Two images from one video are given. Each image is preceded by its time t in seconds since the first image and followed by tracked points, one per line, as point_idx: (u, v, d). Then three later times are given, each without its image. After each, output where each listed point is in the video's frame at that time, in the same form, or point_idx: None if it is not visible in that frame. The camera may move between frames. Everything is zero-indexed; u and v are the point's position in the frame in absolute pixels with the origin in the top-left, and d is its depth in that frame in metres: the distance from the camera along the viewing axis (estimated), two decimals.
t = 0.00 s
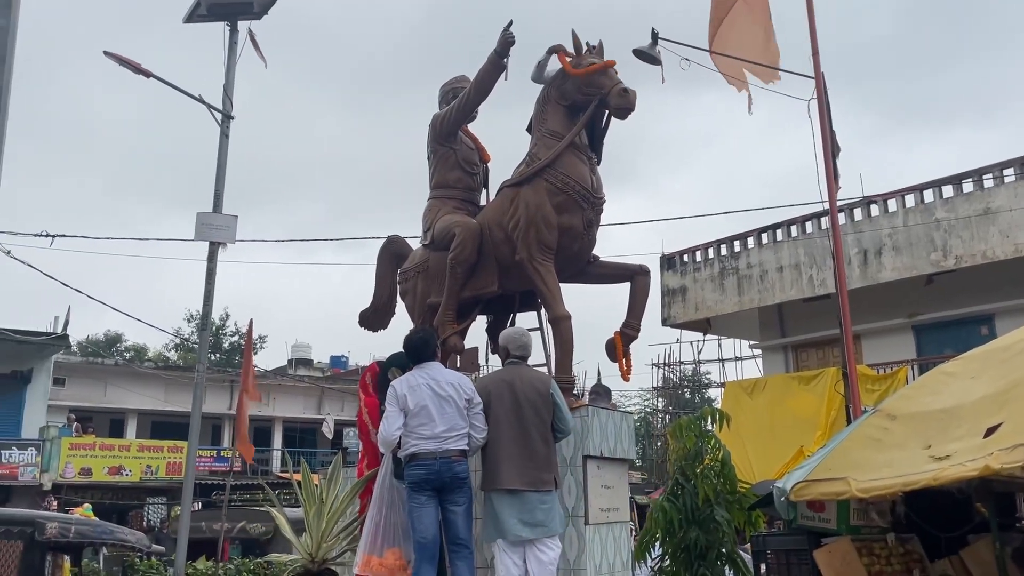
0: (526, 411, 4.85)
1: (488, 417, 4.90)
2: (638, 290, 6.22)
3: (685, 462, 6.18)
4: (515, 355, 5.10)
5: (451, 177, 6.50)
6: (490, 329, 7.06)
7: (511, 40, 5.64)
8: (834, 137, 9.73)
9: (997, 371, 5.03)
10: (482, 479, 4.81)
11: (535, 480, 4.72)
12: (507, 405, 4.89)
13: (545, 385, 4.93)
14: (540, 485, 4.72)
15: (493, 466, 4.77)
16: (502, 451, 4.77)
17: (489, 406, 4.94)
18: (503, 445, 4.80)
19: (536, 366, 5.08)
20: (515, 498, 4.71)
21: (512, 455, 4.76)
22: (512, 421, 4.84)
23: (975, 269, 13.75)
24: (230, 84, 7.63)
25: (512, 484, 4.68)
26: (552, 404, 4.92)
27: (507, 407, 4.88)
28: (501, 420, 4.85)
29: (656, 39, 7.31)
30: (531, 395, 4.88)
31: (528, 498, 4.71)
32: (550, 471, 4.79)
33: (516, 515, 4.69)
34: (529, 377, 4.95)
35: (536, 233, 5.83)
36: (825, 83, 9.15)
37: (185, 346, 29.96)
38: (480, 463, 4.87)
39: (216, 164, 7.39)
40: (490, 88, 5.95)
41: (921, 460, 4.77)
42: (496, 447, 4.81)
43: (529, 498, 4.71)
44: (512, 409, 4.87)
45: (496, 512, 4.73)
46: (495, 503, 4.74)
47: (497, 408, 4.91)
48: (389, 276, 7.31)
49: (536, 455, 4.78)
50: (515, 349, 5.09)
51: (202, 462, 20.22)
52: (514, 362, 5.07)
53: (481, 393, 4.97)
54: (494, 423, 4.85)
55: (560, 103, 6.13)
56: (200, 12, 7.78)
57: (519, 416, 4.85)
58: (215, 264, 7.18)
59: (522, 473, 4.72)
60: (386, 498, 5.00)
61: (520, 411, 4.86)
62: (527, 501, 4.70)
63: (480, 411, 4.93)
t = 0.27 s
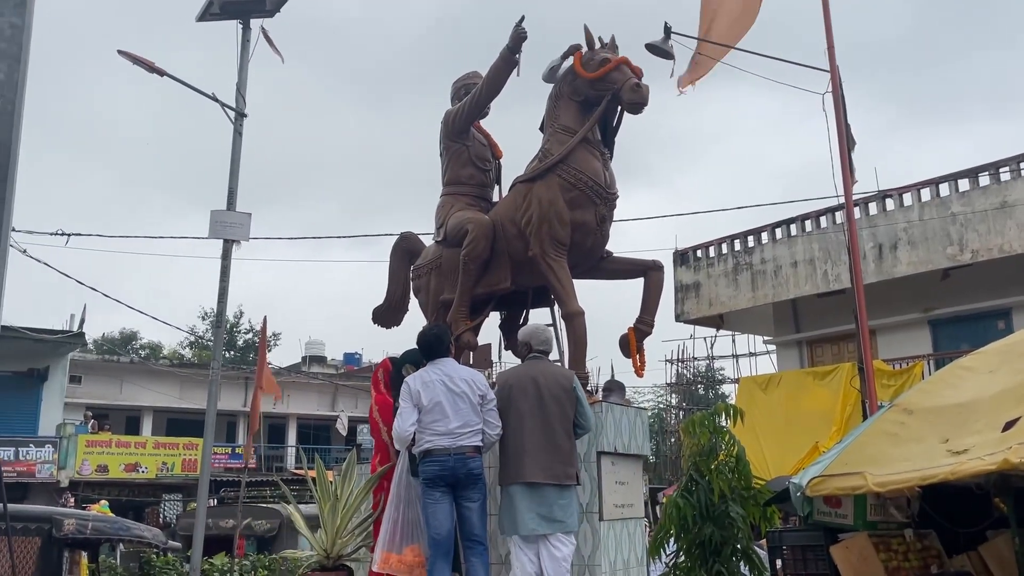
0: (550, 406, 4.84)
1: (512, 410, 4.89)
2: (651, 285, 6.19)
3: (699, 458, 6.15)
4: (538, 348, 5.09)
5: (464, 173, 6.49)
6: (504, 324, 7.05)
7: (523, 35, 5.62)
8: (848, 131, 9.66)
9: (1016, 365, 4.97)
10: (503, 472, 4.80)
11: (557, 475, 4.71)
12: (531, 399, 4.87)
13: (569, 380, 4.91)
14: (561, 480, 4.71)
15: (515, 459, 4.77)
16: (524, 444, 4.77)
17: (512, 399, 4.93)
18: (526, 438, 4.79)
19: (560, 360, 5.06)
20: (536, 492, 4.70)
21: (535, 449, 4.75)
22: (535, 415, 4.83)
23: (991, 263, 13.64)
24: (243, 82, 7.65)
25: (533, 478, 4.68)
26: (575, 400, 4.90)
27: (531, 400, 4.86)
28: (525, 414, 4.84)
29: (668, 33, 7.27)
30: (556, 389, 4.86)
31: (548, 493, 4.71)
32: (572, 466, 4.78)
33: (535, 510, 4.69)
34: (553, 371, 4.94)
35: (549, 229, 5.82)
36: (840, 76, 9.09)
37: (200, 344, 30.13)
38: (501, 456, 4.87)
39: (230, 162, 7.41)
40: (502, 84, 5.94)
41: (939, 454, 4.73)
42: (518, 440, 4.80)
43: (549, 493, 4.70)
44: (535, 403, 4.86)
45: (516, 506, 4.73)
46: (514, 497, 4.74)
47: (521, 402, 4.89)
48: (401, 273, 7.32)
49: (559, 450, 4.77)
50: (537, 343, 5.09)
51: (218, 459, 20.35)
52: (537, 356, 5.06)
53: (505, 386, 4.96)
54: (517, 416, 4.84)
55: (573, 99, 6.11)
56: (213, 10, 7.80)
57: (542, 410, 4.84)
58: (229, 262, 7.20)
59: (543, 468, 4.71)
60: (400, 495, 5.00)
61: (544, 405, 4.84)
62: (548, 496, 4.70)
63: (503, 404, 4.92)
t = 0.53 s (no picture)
0: (566, 402, 4.85)
1: (528, 405, 4.88)
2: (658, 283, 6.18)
3: (707, 456, 6.13)
4: (553, 346, 5.09)
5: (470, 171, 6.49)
6: (511, 322, 7.05)
7: (530, 33, 5.62)
8: (857, 128, 9.63)
9: None
10: (516, 466, 4.77)
11: (572, 471, 4.72)
12: (546, 394, 4.87)
13: (585, 378, 4.93)
14: (576, 477, 4.72)
15: (530, 454, 4.75)
16: (541, 439, 4.75)
17: (527, 394, 4.92)
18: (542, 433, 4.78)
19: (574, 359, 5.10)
20: (549, 488, 4.70)
21: (550, 445, 4.74)
22: (551, 411, 4.83)
23: (1001, 259, 13.58)
24: (251, 80, 7.66)
25: (549, 473, 4.67)
26: (590, 398, 4.93)
27: (547, 397, 4.86)
28: (540, 409, 4.83)
29: (676, 30, 7.25)
30: (572, 386, 4.88)
31: (562, 489, 4.70)
32: (585, 464, 4.80)
33: (549, 506, 4.67)
34: (569, 369, 4.95)
35: (556, 226, 5.81)
36: (848, 73, 9.06)
37: (208, 342, 30.23)
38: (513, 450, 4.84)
39: (238, 160, 7.42)
40: (509, 81, 5.93)
41: (948, 451, 4.71)
42: (534, 435, 4.78)
43: (562, 489, 4.71)
44: (551, 399, 4.85)
45: (529, 501, 4.70)
46: (527, 492, 4.71)
47: (536, 397, 4.88)
48: (408, 271, 7.33)
49: (574, 447, 4.78)
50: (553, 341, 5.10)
51: (226, 456, 20.41)
52: (553, 353, 5.06)
53: (521, 380, 4.94)
54: (532, 410, 4.83)
55: (580, 96, 6.10)
56: (220, 8, 7.80)
57: (558, 406, 4.84)
58: (237, 259, 7.21)
59: (558, 463, 4.71)
60: (408, 493, 5.00)
61: (560, 402, 4.84)
62: (561, 492, 4.70)
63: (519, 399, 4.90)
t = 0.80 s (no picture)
0: (571, 401, 4.85)
1: (532, 404, 4.85)
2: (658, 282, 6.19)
3: (707, 455, 6.13)
4: (556, 345, 5.07)
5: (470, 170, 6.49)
6: (510, 321, 7.05)
7: (530, 31, 5.62)
8: (857, 127, 9.63)
9: None
10: (522, 465, 4.75)
11: (577, 470, 4.73)
12: (551, 393, 4.86)
13: (590, 378, 4.95)
14: (582, 477, 4.73)
15: (535, 453, 4.73)
16: (547, 438, 4.74)
17: (532, 392, 4.90)
18: (548, 432, 4.77)
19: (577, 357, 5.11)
20: (555, 487, 4.69)
21: (556, 444, 4.74)
22: (556, 410, 4.82)
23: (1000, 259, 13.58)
24: (251, 78, 7.66)
25: (556, 472, 4.67)
26: (595, 398, 4.95)
27: (552, 396, 4.85)
28: (545, 408, 4.82)
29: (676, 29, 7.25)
30: (577, 386, 4.89)
31: (567, 488, 4.70)
32: (589, 463, 4.82)
33: (555, 505, 4.67)
34: (574, 368, 4.95)
35: (556, 225, 5.82)
36: (848, 72, 9.05)
37: (208, 340, 30.24)
38: (518, 449, 4.82)
39: (237, 158, 7.42)
40: (509, 80, 5.94)
41: (946, 451, 4.71)
42: (540, 434, 4.77)
43: (569, 488, 4.71)
44: (556, 398, 4.85)
45: (534, 500, 4.69)
46: (533, 491, 4.70)
47: (541, 396, 4.87)
48: (408, 270, 7.33)
49: (579, 446, 4.79)
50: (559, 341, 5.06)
51: (226, 455, 20.43)
52: (556, 353, 5.05)
53: (525, 378, 4.92)
54: (538, 409, 4.82)
55: (580, 95, 6.10)
56: (221, 6, 7.80)
57: (563, 406, 4.84)
58: (237, 258, 7.21)
59: (564, 463, 4.71)
60: (407, 491, 5.01)
61: (565, 401, 4.84)
62: (567, 491, 4.70)
63: (524, 397, 4.88)
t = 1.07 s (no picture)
0: (563, 402, 4.85)
1: (524, 403, 4.84)
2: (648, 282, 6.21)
3: (696, 455, 6.16)
4: (548, 345, 5.06)
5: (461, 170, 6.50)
6: (501, 321, 7.06)
7: (522, 32, 5.63)
8: (846, 129, 9.68)
9: (1011, 363, 4.97)
10: (515, 466, 4.75)
11: (569, 471, 4.75)
12: (543, 394, 4.86)
13: (581, 378, 4.95)
14: (573, 477, 4.75)
15: (528, 453, 4.73)
16: (539, 438, 4.74)
17: (524, 392, 4.89)
18: (540, 433, 4.77)
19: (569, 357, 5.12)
20: (546, 487, 4.70)
21: (548, 444, 4.75)
22: (548, 410, 4.82)
23: (988, 261, 13.67)
24: (242, 77, 7.64)
25: (549, 473, 4.68)
26: (586, 398, 4.95)
27: (544, 396, 4.84)
28: (537, 408, 4.82)
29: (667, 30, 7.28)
30: (568, 386, 4.89)
31: (558, 488, 4.72)
32: (581, 464, 4.84)
33: (547, 505, 4.68)
34: (566, 368, 4.95)
35: (547, 225, 5.83)
36: (838, 74, 9.10)
37: (199, 339, 30.15)
38: (510, 449, 4.82)
39: (228, 157, 7.41)
40: (500, 80, 5.95)
41: (932, 451, 4.74)
42: (532, 434, 4.77)
43: (561, 488, 4.72)
44: (548, 398, 4.85)
45: (526, 500, 4.70)
46: (526, 491, 4.71)
47: (533, 396, 4.86)
48: (399, 269, 7.34)
49: (571, 446, 4.80)
50: (553, 342, 5.04)
51: (215, 453, 20.39)
52: (551, 353, 5.03)
53: (518, 378, 4.90)
54: (530, 410, 4.81)
55: (571, 95, 6.12)
56: (211, 5, 7.79)
57: (555, 406, 4.83)
58: (227, 256, 7.20)
59: (556, 463, 4.72)
60: (395, 491, 5.01)
61: (557, 401, 4.84)
62: (559, 491, 4.71)
63: (516, 397, 4.87)
